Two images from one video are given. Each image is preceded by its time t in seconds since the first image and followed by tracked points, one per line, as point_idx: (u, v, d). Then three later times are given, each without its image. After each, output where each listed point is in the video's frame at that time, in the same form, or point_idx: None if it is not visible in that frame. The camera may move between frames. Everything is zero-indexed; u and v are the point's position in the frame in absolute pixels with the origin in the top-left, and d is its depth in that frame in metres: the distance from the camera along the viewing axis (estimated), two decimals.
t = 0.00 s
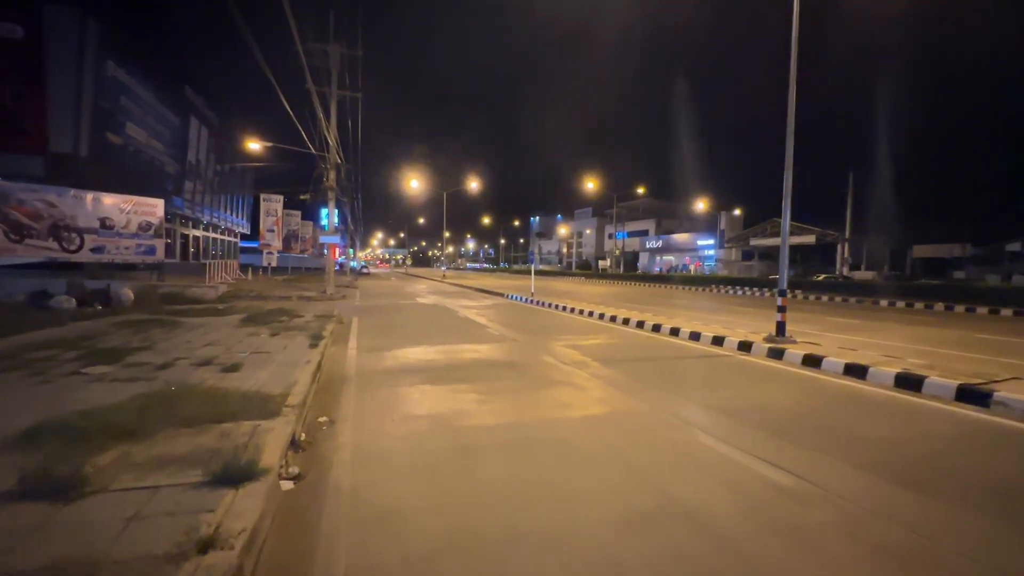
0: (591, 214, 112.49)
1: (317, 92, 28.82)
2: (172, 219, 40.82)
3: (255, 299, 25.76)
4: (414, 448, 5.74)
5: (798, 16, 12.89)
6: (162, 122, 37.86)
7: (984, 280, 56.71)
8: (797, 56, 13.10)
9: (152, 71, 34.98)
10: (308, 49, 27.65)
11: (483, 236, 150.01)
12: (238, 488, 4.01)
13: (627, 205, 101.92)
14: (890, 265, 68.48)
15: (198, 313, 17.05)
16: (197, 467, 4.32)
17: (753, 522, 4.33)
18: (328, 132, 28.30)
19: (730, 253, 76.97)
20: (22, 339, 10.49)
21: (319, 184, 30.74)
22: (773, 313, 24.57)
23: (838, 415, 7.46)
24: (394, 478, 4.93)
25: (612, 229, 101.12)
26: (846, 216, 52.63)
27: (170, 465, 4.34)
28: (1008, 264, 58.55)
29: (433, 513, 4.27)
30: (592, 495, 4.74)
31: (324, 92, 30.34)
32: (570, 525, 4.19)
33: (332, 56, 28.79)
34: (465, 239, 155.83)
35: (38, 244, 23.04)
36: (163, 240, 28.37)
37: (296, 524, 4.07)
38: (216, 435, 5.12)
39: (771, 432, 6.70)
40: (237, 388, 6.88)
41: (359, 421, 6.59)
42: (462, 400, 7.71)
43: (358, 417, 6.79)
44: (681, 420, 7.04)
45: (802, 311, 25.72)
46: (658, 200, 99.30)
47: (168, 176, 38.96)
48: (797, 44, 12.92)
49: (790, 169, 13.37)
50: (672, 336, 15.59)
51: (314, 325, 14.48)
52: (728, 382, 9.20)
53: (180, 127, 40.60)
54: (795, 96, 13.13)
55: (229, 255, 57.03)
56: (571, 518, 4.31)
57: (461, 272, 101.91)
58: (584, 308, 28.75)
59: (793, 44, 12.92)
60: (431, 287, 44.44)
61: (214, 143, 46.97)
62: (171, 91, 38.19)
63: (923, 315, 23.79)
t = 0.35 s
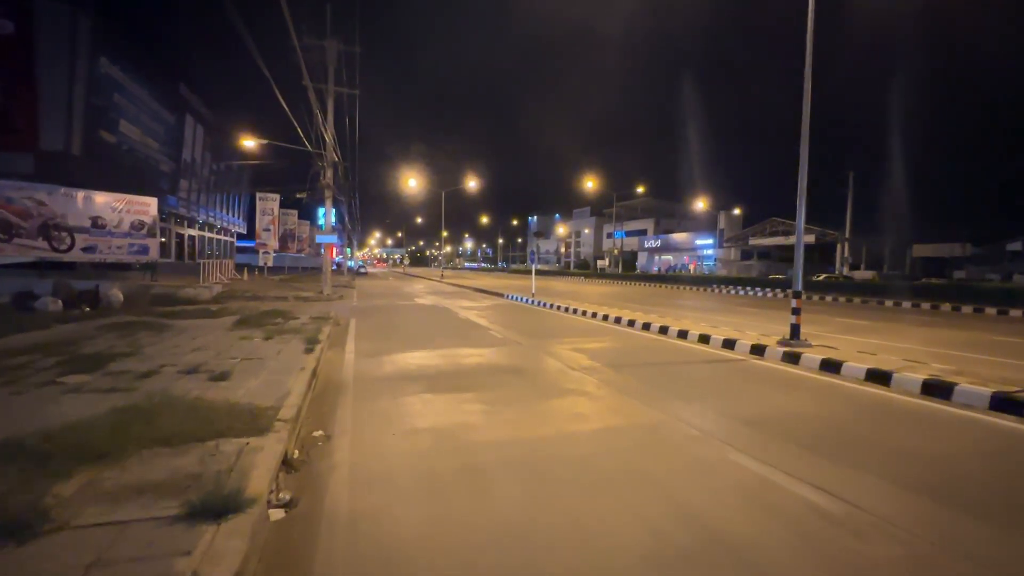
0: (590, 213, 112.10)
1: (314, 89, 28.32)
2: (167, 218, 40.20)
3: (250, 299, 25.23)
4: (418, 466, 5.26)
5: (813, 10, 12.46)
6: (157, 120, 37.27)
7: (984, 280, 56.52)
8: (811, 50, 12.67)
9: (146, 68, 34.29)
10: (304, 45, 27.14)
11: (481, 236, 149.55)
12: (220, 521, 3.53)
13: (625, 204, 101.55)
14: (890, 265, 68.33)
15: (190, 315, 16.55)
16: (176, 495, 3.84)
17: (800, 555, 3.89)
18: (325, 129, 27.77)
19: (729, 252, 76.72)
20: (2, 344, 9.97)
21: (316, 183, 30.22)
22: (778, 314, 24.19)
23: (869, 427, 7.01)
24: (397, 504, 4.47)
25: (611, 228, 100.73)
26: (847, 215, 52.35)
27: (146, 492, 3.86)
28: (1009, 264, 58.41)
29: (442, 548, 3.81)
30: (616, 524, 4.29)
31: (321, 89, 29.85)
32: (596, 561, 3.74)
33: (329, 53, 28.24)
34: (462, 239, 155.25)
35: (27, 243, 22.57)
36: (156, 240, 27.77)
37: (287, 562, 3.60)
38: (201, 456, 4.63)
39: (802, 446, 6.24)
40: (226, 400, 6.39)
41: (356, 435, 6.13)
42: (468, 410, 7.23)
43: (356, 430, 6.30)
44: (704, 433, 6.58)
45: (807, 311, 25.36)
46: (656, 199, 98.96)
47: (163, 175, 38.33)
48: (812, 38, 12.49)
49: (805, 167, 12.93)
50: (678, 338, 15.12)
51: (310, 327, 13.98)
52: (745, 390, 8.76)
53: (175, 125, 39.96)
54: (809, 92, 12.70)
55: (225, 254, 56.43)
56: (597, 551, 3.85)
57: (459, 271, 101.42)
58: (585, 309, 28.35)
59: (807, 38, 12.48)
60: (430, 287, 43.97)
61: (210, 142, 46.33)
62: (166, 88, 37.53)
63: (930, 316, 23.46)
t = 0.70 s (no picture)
0: (588, 213, 111.72)
1: (311, 85, 27.78)
2: (163, 217, 39.65)
3: (246, 299, 24.71)
4: (421, 484, 4.81)
5: None
6: (152, 118, 36.74)
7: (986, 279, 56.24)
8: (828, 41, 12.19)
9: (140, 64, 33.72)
10: (301, 40, 26.60)
11: (479, 235, 149.09)
12: (197, 556, 3.06)
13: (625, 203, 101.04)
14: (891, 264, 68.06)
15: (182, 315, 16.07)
16: (147, 524, 3.37)
17: None
18: (323, 126, 27.29)
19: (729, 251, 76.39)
20: None
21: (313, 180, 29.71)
22: (783, 313, 23.77)
23: (903, 437, 6.56)
24: (400, 529, 4.00)
25: (610, 227, 100.24)
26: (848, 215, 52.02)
27: (112, 522, 3.38)
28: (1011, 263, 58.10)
29: None
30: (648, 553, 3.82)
31: (319, 85, 29.34)
32: None
33: (326, 48, 27.74)
34: (461, 238, 154.63)
35: (17, 242, 22.12)
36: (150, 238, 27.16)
37: None
38: (179, 475, 4.15)
39: (836, 462, 5.78)
40: (213, 408, 5.89)
41: (353, 447, 5.66)
42: (473, 418, 6.75)
43: (354, 441, 5.84)
44: (730, 445, 6.12)
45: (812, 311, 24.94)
46: (656, 198, 98.46)
47: (159, 173, 37.82)
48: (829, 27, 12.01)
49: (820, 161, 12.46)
50: (685, 338, 14.64)
51: (306, 328, 13.50)
52: (765, 395, 8.29)
53: (171, 123, 39.45)
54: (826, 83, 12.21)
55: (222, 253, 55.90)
56: None
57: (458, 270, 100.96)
58: (586, 308, 27.90)
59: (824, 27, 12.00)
60: (429, 286, 43.52)
61: (206, 140, 45.81)
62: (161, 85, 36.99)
63: (938, 315, 23.07)
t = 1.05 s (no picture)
0: (588, 212, 111.42)
1: (308, 81, 27.19)
2: (159, 216, 39.06)
3: (242, 300, 24.18)
4: (424, 516, 4.28)
5: None
6: (148, 115, 36.13)
7: (990, 279, 55.80)
8: (849, 31, 11.64)
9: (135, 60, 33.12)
10: (298, 35, 26.01)
11: (479, 234, 148.67)
12: None
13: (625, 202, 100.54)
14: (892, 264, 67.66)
15: (174, 317, 15.54)
16: None
17: None
18: (320, 123, 26.74)
19: (730, 250, 75.94)
20: None
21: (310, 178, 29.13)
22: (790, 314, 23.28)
23: (946, 454, 6.05)
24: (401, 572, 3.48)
25: (610, 226, 99.75)
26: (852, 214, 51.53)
27: None
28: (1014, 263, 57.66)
29: None
30: None
31: (317, 81, 28.75)
32: None
33: (324, 43, 27.15)
34: (460, 237, 154.02)
35: (7, 241, 21.49)
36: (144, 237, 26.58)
37: None
38: (147, 514, 3.61)
39: (878, 483, 5.28)
40: (195, 427, 5.35)
41: (349, 468, 5.16)
42: (480, 434, 6.23)
43: (350, 463, 5.31)
44: (761, 465, 5.60)
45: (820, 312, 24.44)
46: (656, 196, 97.96)
47: (155, 172, 37.25)
48: (850, 17, 11.46)
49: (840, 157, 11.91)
50: (695, 341, 14.12)
51: (301, 331, 12.97)
52: (790, 406, 7.77)
53: (167, 121, 38.88)
54: (847, 76, 11.64)
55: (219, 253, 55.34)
56: None
57: (457, 270, 100.44)
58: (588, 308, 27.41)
59: (845, 18, 11.46)
60: (428, 286, 42.97)
61: (203, 138, 45.22)
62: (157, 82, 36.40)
63: (948, 316, 22.58)
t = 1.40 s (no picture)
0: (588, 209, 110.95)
1: (305, 74, 26.59)
2: (156, 213, 38.49)
3: (239, 298, 23.64)
4: (435, 546, 3.73)
5: None
6: (145, 111, 35.52)
7: (994, 277, 55.35)
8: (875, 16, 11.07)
9: (131, 55, 32.46)
10: (295, 27, 25.39)
11: (478, 232, 148.19)
12: None
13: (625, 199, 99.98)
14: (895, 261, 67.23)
15: (167, 316, 14.99)
16: None
17: None
18: (319, 117, 26.17)
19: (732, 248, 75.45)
20: None
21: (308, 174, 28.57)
22: (799, 312, 22.79)
23: (1004, 467, 5.51)
24: None
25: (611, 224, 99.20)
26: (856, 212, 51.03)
27: None
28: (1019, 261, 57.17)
29: None
30: None
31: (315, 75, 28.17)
32: None
33: (322, 35, 26.54)
34: (459, 234, 153.39)
35: None
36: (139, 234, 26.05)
37: None
38: (111, 552, 3.05)
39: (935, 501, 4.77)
40: (178, 441, 4.79)
41: (349, 486, 4.63)
42: (493, 447, 5.66)
43: (349, 481, 4.75)
44: (807, 481, 5.04)
45: (828, 310, 23.97)
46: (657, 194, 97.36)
47: (152, 168, 36.65)
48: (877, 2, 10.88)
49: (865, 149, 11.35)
50: (707, 341, 13.58)
51: (299, 330, 12.44)
52: (822, 413, 7.25)
53: (164, 116, 38.24)
54: (873, 65, 11.08)
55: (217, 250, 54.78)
56: None
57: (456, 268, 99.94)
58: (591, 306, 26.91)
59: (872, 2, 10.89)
60: (428, 284, 42.46)
61: (201, 134, 44.59)
62: (154, 76, 35.75)
63: (960, 314, 22.09)
